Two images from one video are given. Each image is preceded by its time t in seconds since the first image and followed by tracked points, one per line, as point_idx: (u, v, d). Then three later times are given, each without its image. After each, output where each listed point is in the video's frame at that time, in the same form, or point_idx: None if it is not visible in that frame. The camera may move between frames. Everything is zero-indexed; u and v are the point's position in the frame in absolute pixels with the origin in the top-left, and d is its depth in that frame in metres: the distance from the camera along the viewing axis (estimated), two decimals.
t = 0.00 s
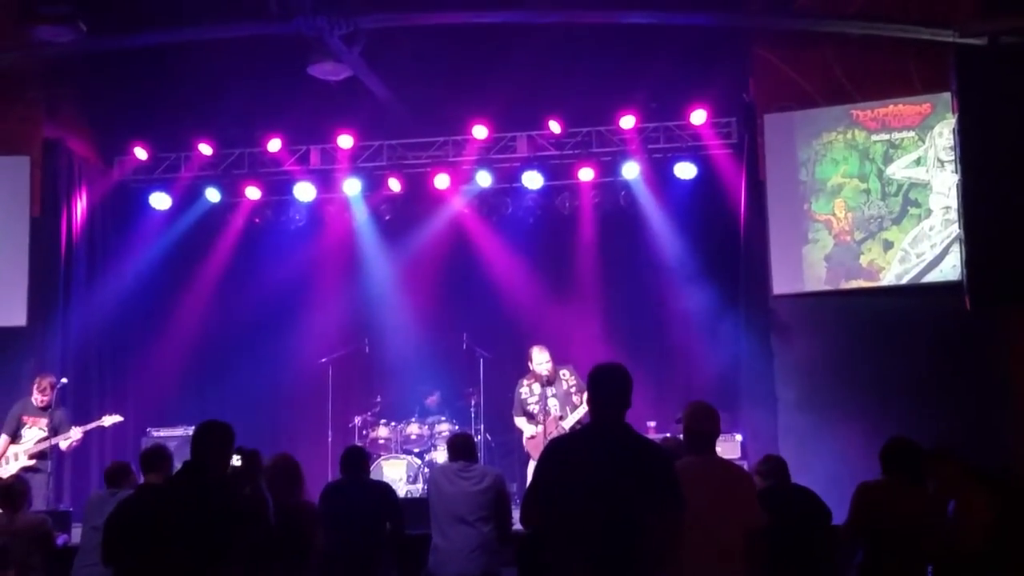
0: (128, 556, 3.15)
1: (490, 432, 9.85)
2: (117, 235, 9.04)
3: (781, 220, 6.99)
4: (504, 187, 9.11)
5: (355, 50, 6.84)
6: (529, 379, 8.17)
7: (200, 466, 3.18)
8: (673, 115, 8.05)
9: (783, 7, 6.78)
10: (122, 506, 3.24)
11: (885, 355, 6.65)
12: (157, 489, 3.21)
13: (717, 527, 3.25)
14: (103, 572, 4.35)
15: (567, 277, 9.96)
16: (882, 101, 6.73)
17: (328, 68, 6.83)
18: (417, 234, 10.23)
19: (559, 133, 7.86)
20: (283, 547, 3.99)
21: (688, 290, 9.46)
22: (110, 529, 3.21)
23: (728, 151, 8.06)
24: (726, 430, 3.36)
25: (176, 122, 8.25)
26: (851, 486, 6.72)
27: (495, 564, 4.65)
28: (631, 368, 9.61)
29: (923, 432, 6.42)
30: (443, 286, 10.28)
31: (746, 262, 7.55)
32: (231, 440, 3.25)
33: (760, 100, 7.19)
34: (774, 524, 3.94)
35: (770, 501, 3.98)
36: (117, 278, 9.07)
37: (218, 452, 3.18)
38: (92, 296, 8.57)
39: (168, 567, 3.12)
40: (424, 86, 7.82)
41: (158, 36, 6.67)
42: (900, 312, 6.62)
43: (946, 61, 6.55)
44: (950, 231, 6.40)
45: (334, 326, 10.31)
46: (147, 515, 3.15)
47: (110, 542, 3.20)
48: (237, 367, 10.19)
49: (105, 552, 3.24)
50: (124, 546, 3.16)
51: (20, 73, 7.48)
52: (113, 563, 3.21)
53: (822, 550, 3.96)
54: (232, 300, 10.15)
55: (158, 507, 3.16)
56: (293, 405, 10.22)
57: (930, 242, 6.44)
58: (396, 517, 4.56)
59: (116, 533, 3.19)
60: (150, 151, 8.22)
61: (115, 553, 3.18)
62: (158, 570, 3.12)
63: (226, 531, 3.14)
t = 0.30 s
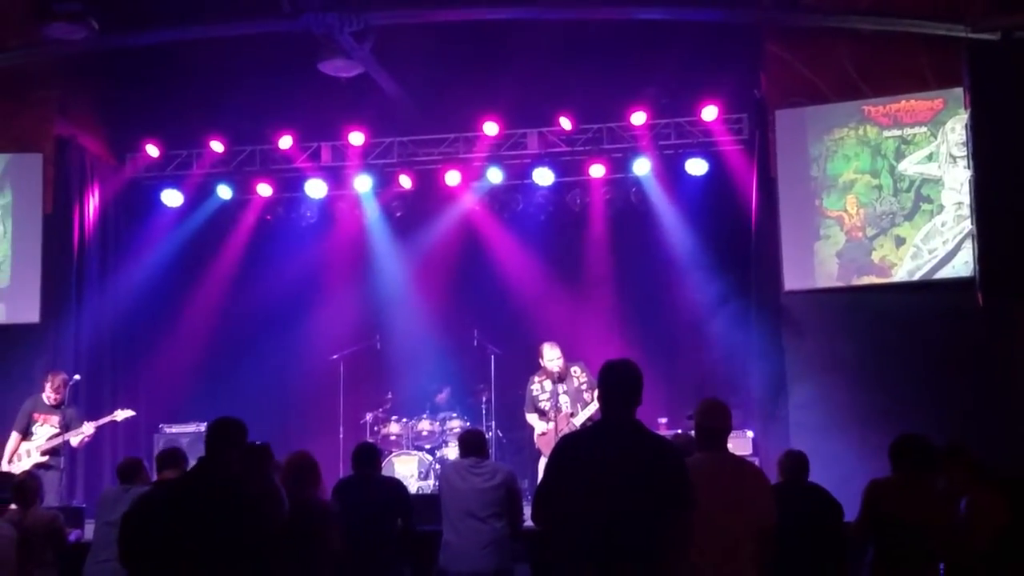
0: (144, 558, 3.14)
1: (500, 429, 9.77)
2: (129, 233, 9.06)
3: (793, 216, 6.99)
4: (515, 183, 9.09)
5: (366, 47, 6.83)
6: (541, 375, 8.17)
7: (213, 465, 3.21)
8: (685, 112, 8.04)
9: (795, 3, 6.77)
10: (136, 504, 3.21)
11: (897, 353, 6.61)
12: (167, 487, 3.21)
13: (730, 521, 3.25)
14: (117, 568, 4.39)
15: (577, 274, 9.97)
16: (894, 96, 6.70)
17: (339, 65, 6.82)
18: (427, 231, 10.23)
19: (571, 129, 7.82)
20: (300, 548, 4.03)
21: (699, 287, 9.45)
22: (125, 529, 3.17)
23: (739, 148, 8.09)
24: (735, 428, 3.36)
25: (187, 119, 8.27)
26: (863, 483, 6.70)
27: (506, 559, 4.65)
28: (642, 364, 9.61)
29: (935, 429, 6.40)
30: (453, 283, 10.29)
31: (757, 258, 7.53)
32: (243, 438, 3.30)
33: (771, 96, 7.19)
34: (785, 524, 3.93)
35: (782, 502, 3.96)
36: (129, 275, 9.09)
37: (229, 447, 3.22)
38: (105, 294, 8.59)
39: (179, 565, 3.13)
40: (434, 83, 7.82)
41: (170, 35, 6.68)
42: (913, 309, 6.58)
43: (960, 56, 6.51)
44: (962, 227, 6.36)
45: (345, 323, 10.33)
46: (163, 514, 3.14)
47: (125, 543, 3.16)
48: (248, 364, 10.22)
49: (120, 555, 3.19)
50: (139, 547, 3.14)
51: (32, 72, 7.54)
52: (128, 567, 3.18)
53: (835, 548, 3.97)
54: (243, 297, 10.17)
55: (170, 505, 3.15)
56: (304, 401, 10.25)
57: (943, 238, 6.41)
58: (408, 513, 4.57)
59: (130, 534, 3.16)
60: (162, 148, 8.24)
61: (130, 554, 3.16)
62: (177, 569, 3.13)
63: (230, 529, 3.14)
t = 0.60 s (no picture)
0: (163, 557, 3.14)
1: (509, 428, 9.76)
2: (139, 232, 9.07)
3: (802, 213, 6.97)
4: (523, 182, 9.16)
5: (374, 46, 6.85)
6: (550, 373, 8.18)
7: (228, 462, 3.20)
8: (692, 111, 8.05)
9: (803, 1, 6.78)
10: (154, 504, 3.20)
11: (907, 351, 6.61)
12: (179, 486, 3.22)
13: (743, 518, 3.25)
14: (128, 566, 4.38)
15: (585, 272, 9.98)
16: (903, 94, 6.70)
17: (347, 63, 6.85)
18: (435, 230, 10.24)
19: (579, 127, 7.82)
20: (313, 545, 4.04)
21: (707, 285, 9.45)
22: (145, 527, 3.16)
23: (748, 146, 8.12)
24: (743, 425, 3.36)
25: (195, 119, 8.28)
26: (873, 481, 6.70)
27: (516, 557, 4.65)
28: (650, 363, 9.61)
29: (946, 426, 6.40)
30: (461, 282, 10.30)
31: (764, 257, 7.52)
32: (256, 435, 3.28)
33: (779, 94, 7.18)
34: (794, 522, 3.92)
35: (791, 500, 3.95)
36: (139, 274, 9.09)
37: (242, 444, 3.19)
38: (114, 294, 8.58)
39: (194, 563, 3.13)
40: (442, 81, 7.83)
41: (179, 34, 6.69)
42: (922, 306, 6.59)
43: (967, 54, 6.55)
44: (971, 224, 6.39)
45: (354, 323, 10.34)
46: (182, 513, 3.13)
47: (143, 542, 3.15)
48: (257, 364, 10.22)
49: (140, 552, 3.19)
50: (158, 544, 3.14)
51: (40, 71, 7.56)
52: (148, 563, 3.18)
53: (845, 547, 3.95)
54: (252, 297, 10.17)
55: (188, 503, 3.14)
56: (311, 401, 10.26)
57: (952, 235, 6.42)
58: (417, 511, 4.57)
59: (148, 533, 3.14)
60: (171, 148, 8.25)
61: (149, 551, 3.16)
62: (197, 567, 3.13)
63: (235, 529, 3.13)
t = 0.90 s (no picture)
0: (174, 560, 3.13)
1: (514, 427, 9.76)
2: (143, 234, 9.08)
3: (806, 212, 6.97)
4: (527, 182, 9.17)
5: (377, 47, 6.84)
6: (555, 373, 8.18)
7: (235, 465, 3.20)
8: (696, 110, 8.04)
9: None
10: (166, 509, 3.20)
11: (912, 350, 6.60)
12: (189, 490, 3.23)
13: (749, 520, 3.24)
14: (135, 567, 4.39)
15: (589, 272, 9.98)
16: (907, 93, 6.68)
17: (351, 64, 6.84)
18: (439, 231, 10.24)
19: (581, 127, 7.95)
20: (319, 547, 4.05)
21: (711, 284, 9.44)
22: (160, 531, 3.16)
23: (752, 145, 8.12)
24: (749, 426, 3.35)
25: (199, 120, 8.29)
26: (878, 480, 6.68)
27: (521, 557, 4.65)
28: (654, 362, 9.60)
29: (951, 425, 6.37)
30: (465, 283, 10.30)
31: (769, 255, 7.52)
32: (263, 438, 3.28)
33: (783, 93, 7.17)
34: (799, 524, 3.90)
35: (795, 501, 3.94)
36: (143, 276, 9.11)
37: (250, 447, 3.19)
38: (118, 295, 8.59)
39: (204, 566, 3.13)
40: (445, 81, 7.83)
41: (182, 36, 6.69)
42: (927, 305, 6.57)
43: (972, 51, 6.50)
44: (976, 223, 6.33)
45: (358, 323, 10.35)
46: (192, 516, 3.14)
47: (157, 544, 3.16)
48: (261, 365, 10.23)
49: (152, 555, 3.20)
50: (170, 547, 3.14)
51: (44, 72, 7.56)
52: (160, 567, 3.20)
53: (848, 547, 3.94)
54: (257, 297, 10.18)
55: (197, 507, 3.15)
56: (318, 401, 10.27)
57: (956, 234, 6.38)
58: (422, 511, 4.57)
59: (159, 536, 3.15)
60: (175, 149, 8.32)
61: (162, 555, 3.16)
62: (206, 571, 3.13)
63: (241, 530, 3.13)
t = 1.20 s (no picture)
0: (183, 549, 3.16)
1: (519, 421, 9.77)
2: (150, 227, 9.09)
3: (813, 206, 6.96)
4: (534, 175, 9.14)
5: (385, 39, 6.84)
6: (561, 366, 8.19)
7: (243, 457, 3.21)
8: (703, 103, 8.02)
9: None
10: (177, 501, 3.22)
11: (918, 343, 6.60)
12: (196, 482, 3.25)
13: (759, 510, 3.25)
14: (143, 558, 4.39)
15: (595, 266, 9.98)
16: (914, 87, 6.68)
17: (359, 57, 6.84)
18: (445, 224, 10.25)
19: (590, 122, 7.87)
20: (327, 539, 4.06)
21: (716, 278, 9.44)
22: (170, 522, 3.19)
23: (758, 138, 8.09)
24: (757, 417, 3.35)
25: (206, 113, 8.29)
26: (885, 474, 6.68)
27: (528, 550, 4.65)
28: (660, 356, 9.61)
29: (958, 419, 6.38)
30: (471, 276, 10.31)
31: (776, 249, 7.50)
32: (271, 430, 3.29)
33: (791, 86, 7.13)
34: (806, 516, 3.90)
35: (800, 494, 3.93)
36: (151, 269, 9.13)
37: (258, 440, 3.19)
38: (126, 289, 8.61)
39: (215, 556, 3.14)
40: (452, 73, 7.82)
41: (191, 29, 6.70)
42: (934, 299, 6.57)
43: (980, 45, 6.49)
44: (983, 217, 6.36)
45: (364, 317, 10.36)
46: (201, 508, 3.16)
47: (170, 534, 3.18)
48: (268, 359, 10.24)
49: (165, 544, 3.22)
50: (181, 537, 3.17)
51: (52, 64, 7.56)
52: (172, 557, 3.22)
53: (855, 537, 3.94)
54: (263, 291, 10.19)
55: (206, 497, 3.17)
56: (324, 394, 10.29)
57: (963, 227, 6.40)
58: (430, 504, 4.57)
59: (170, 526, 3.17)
60: (182, 142, 8.29)
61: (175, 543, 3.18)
62: (215, 562, 3.15)
63: (248, 524, 3.13)
